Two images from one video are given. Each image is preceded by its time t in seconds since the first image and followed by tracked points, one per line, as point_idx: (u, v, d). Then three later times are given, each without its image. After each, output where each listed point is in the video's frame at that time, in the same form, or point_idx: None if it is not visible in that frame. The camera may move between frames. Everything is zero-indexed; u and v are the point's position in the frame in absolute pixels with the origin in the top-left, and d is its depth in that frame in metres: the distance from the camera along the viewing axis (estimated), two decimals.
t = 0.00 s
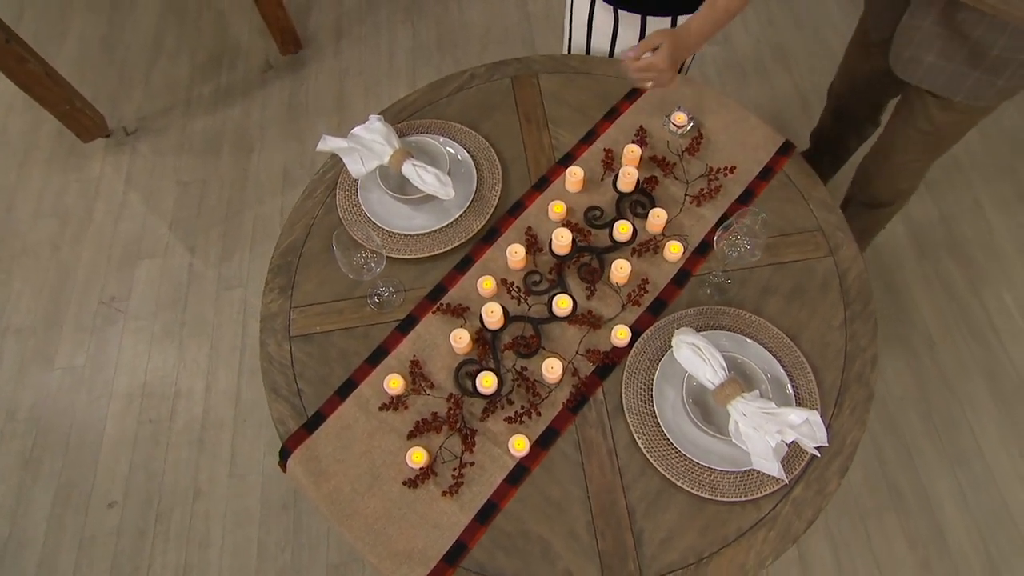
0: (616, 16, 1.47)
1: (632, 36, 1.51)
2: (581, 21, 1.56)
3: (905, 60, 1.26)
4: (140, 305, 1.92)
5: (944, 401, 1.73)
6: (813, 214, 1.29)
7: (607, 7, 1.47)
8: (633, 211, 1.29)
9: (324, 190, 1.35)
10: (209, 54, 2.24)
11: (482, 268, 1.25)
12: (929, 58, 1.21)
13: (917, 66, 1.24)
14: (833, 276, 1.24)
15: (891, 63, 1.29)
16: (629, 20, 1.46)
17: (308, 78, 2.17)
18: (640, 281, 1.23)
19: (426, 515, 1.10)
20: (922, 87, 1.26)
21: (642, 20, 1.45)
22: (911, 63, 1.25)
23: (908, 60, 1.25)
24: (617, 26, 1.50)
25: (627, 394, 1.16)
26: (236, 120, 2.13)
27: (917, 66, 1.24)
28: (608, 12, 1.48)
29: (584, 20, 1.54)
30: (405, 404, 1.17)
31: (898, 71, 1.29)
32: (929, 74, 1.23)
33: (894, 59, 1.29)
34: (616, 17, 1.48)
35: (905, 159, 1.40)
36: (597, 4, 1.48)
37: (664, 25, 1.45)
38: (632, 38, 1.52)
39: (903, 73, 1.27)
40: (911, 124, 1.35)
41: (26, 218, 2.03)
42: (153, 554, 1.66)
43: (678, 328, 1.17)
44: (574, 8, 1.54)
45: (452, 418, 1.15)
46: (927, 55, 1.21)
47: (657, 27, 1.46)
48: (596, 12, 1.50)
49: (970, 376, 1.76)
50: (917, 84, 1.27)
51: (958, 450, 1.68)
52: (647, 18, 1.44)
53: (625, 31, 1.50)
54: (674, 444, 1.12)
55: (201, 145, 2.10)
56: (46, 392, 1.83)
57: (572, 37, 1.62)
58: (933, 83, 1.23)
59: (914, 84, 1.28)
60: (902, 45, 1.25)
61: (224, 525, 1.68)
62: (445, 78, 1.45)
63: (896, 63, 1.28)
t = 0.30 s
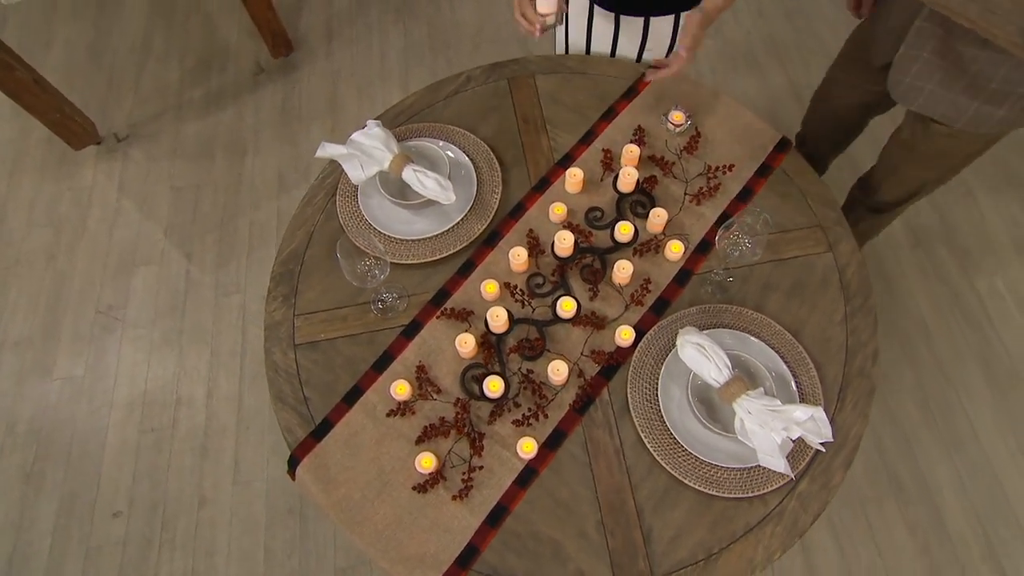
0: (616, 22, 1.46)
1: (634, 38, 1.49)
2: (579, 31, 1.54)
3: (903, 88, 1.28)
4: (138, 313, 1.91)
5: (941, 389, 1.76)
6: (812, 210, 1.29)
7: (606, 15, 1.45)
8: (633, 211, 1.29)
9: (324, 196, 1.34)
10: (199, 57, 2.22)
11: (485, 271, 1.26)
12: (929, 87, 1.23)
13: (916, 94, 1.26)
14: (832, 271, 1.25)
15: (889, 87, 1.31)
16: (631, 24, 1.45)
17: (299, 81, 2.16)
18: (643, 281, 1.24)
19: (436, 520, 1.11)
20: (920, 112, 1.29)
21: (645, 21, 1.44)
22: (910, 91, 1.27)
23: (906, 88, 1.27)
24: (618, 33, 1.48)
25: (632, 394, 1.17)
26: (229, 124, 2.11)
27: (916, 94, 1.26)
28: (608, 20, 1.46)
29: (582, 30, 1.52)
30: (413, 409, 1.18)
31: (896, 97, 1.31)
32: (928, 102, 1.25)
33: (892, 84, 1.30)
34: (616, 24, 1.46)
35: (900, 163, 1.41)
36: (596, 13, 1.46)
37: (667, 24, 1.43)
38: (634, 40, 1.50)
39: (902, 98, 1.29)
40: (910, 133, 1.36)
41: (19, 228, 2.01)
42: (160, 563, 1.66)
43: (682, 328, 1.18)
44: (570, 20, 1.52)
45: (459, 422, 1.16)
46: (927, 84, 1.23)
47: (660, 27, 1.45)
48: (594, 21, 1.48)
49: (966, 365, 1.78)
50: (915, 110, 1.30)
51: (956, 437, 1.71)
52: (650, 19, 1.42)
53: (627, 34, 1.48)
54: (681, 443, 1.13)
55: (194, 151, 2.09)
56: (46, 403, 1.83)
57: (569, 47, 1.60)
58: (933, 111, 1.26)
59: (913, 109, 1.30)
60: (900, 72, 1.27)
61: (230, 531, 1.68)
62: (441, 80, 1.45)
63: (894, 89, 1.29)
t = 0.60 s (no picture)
0: (618, 22, 1.42)
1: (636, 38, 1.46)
2: (579, 30, 1.49)
3: (891, 83, 1.31)
4: (138, 321, 1.90)
5: (940, 379, 1.78)
6: (812, 207, 1.30)
7: (608, 16, 1.41)
8: (636, 212, 1.30)
9: (327, 203, 1.34)
10: (191, 61, 2.21)
11: (490, 274, 1.26)
12: (914, 84, 1.26)
13: (903, 90, 1.29)
14: (835, 266, 1.26)
15: (878, 82, 1.34)
16: (633, 24, 1.41)
17: (293, 83, 2.15)
18: (648, 281, 1.25)
19: (449, 524, 1.12)
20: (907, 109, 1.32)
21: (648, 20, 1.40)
22: (897, 87, 1.30)
23: (893, 83, 1.30)
24: (620, 32, 1.45)
25: (640, 393, 1.18)
26: (224, 129, 2.10)
27: (903, 90, 1.29)
28: (609, 20, 1.42)
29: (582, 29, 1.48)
30: (422, 414, 1.18)
31: (884, 91, 1.34)
32: (913, 99, 1.28)
33: (881, 79, 1.33)
34: (619, 25, 1.42)
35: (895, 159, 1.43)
36: (597, 13, 1.42)
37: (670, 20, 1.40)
38: (636, 39, 1.46)
39: (890, 94, 1.32)
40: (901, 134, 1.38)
41: (15, 238, 2.00)
42: (169, 571, 1.66)
43: (688, 327, 1.19)
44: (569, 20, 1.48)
45: (470, 426, 1.16)
46: (913, 81, 1.26)
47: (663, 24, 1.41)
48: (595, 20, 1.44)
49: (964, 353, 1.80)
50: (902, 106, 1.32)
51: (955, 425, 1.73)
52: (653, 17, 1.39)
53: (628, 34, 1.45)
54: (689, 441, 1.15)
55: (189, 156, 2.08)
56: (48, 414, 1.82)
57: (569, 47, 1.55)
58: (917, 109, 1.28)
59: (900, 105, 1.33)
60: (889, 67, 1.29)
61: (238, 537, 1.69)
62: (440, 83, 1.45)
63: (884, 84, 1.33)
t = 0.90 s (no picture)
0: (614, 25, 1.42)
1: (632, 39, 1.46)
2: (575, 32, 1.50)
3: (865, 76, 1.31)
4: (138, 329, 1.89)
5: (938, 370, 1.80)
6: (813, 204, 1.31)
7: (604, 18, 1.42)
8: (639, 213, 1.31)
9: (329, 209, 1.34)
10: (183, 65, 2.19)
11: (495, 278, 1.27)
12: (889, 75, 1.26)
13: (877, 82, 1.29)
14: (836, 263, 1.27)
15: (852, 76, 1.34)
16: (629, 26, 1.42)
17: (287, 87, 2.14)
18: (652, 282, 1.26)
19: (462, 528, 1.13)
20: (883, 101, 1.31)
21: (644, 22, 1.40)
22: (871, 79, 1.30)
23: (868, 75, 1.30)
24: (617, 34, 1.45)
25: (647, 394, 1.19)
26: (219, 133, 2.09)
27: (877, 82, 1.29)
28: (605, 22, 1.43)
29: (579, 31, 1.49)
30: (432, 419, 1.19)
31: (858, 86, 1.33)
32: (888, 90, 1.27)
33: (855, 72, 1.33)
34: (615, 27, 1.43)
35: (886, 154, 1.43)
36: (593, 16, 1.43)
37: (666, 22, 1.41)
38: (632, 41, 1.47)
39: (864, 87, 1.32)
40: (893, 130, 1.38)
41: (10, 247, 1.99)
42: None
43: (694, 327, 1.20)
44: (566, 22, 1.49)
45: (479, 430, 1.17)
46: (887, 72, 1.26)
47: (659, 26, 1.42)
48: (591, 23, 1.45)
49: (961, 344, 1.83)
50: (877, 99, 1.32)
51: (953, 415, 1.75)
52: (649, 19, 1.39)
53: (625, 36, 1.45)
54: (697, 440, 1.16)
55: (185, 162, 2.06)
56: (50, 424, 1.81)
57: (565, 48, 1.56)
58: (892, 100, 1.27)
59: (876, 98, 1.33)
60: (862, 60, 1.30)
61: (245, 544, 1.69)
62: (439, 86, 1.45)
63: (857, 77, 1.32)
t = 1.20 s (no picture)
0: (613, 25, 1.43)
1: (630, 40, 1.47)
2: (573, 33, 1.50)
3: (861, 75, 1.32)
4: (138, 338, 1.89)
5: (937, 360, 1.82)
6: (814, 200, 1.32)
7: (602, 19, 1.42)
8: (641, 213, 1.32)
9: (333, 216, 1.34)
10: (176, 70, 2.18)
11: (500, 281, 1.27)
12: (886, 74, 1.27)
13: (875, 81, 1.30)
14: (838, 259, 1.28)
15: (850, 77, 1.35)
16: (627, 26, 1.42)
17: (282, 90, 2.13)
18: (656, 282, 1.26)
19: (475, 531, 1.13)
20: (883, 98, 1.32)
21: (643, 23, 1.41)
22: (869, 78, 1.31)
23: (864, 75, 1.31)
24: (615, 35, 1.46)
25: (655, 393, 1.20)
26: (214, 139, 2.08)
27: (875, 81, 1.30)
28: (604, 23, 1.43)
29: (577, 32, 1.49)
30: (442, 423, 1.19)
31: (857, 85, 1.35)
32: (886, 88, 1.29)
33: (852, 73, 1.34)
34: (613, 27, 1.43)
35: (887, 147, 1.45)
36: (591, 17, 1.43)
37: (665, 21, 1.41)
38: (631, 41, 1.47)
39: (862, 86, 1.33)
40: (889, 122, 1.39)
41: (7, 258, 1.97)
42: None
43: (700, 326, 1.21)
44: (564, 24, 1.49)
45: (490, 433, 1.18)
46: (884, 71, 1.27)
47: (657, 25, 1.42)
48: (590, 24, 1.45)
49: (958, 334, 1.85)
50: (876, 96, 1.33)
51: (953, 405, 1.77)
52: (647, 19, 1.40)
53: (623, 36, 1.46)
54: (706, 438, 1.17)
55: (181, 168, 2.06)
56: (54, 435, 1.80)
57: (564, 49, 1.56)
58: (892, 96, 1.29)
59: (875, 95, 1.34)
60: (858, 61, 1.30)
61: (253, 550, 1.69)
62: (439, 90, 1.45)
63: (855, 78, 1.33)
